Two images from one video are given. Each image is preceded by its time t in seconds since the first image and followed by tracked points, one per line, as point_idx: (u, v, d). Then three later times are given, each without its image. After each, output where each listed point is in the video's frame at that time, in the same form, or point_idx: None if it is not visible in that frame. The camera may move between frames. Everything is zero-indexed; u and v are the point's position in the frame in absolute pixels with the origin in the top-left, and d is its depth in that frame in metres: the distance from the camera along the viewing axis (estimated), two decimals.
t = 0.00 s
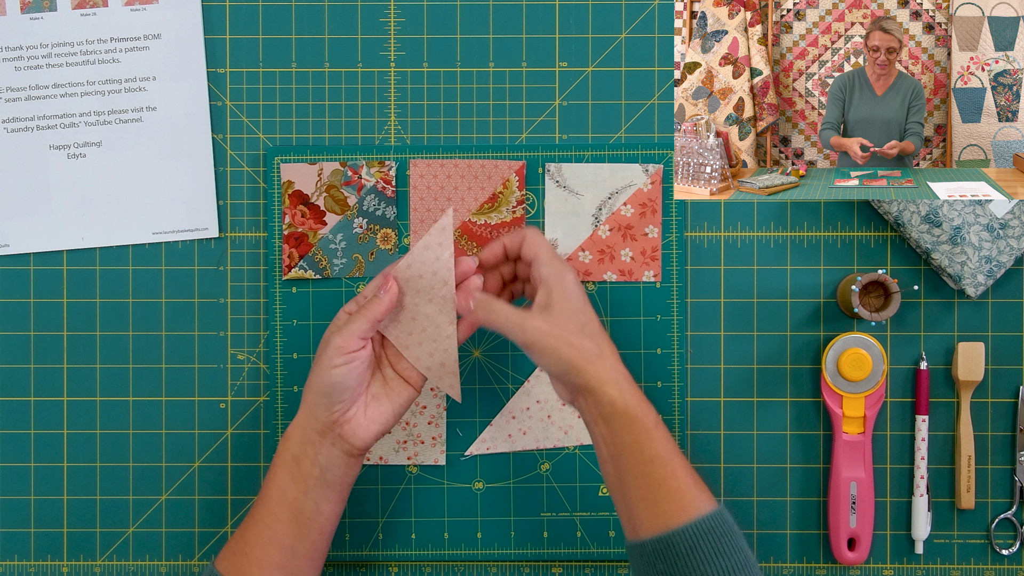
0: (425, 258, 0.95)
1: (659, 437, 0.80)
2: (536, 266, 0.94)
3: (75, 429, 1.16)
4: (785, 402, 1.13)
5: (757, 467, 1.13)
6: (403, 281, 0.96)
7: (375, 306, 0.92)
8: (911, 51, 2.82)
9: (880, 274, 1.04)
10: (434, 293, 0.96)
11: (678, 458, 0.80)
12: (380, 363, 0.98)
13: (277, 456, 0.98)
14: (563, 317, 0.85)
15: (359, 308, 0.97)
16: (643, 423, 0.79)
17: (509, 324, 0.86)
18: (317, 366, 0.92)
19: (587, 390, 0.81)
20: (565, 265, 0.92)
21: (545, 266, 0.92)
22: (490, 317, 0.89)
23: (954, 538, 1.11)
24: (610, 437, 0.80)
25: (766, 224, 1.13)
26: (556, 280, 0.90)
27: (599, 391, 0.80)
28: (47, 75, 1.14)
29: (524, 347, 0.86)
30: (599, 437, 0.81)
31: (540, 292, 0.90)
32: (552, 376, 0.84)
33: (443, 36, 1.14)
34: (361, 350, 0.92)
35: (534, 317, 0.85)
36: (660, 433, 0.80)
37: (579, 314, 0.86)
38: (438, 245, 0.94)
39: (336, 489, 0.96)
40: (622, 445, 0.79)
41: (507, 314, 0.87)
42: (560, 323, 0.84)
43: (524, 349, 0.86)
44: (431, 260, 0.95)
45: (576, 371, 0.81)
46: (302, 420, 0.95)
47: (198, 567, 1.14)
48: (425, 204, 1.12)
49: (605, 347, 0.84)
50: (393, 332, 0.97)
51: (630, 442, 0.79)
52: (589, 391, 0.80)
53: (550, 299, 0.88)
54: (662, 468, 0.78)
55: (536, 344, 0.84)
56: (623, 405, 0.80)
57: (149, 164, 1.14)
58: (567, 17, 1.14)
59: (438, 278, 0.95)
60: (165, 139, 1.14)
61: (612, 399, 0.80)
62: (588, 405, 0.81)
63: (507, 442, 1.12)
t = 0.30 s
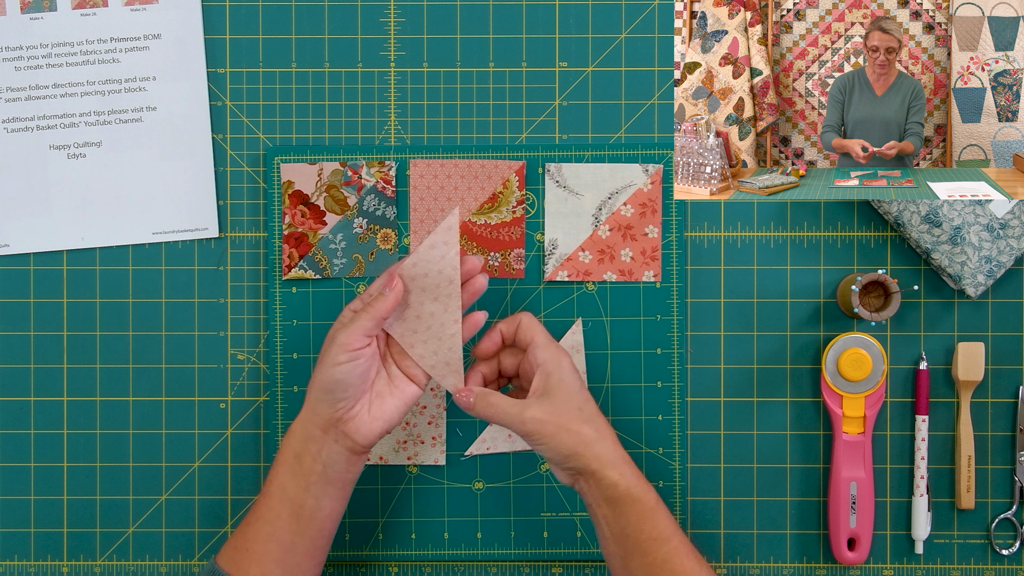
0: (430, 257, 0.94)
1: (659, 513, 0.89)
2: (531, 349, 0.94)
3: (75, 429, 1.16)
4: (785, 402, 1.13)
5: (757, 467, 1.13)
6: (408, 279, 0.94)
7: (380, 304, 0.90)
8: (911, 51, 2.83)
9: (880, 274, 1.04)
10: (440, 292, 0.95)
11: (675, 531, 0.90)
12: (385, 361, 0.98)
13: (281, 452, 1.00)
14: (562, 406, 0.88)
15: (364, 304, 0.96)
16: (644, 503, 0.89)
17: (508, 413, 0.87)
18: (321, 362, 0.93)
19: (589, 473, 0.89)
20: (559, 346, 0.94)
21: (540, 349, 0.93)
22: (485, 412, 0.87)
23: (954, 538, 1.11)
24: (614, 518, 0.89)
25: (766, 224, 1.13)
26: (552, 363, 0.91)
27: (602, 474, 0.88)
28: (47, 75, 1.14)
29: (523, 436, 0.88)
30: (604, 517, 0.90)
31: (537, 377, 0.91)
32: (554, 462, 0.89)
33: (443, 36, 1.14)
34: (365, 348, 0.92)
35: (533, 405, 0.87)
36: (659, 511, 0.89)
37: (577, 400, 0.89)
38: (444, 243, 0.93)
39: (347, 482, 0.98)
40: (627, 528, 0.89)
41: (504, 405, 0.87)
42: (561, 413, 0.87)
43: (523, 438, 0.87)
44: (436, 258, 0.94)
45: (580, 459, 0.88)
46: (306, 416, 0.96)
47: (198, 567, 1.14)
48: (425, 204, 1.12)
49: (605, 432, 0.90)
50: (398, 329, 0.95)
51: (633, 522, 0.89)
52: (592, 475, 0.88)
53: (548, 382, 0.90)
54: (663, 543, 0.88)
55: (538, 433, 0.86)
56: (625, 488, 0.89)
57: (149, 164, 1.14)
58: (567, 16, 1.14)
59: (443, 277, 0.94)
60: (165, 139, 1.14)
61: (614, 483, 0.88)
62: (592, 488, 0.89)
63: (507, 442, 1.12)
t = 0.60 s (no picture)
0: (427, 259, 0.94)
1: (650, 514, 0.88)
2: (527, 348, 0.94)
3: (75, 429, 1.16)
4: (785, 402, 1.13)
5: (757, 467, 1.13)
6: (405, 281, 0.94)
7: (378, 306, 0.90)
8: (911, 51, 2.83)
9: (880, 274, 1.04)
10: (437, 294, 0.95)
11: (667, 531, 0.89)
12: (384, 364, 0.97)
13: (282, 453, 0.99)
14: (554, 405, 0.87)
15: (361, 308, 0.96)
16: (637, 504, 0.88)
17: (501, 412, 0.87)
18: (320, 365, 0.92)
19: (581, 474, 0.88)
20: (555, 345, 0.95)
21: (535, 348, 0.93)
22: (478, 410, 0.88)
23: (954, 538, 1.11)
24: (606, 518, 0.88)
25: (766, 224, 1.13)
26: (546, 363, 0.91)
27: (594, 476, 0.87)
28: (47, 75, 1.14)
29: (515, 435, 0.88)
30: (596, 518, 0.90)
31: (531, 376, 0.91)
32: (546, 462, 0.88)
33: (443, 36, 1.14)
34: (364, 351, 0.92)
35: (525, 405, 0.86)
36: (652, 512, 0.89)
37: (572, 400, 0.88)
38: (441, 245, 0.93)
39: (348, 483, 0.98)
40: (619, 529, 0.88)
41: (496, 402, 0.87)
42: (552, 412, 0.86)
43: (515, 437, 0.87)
44: (432, 260, 0.94)
45: (570, 461, 0.86)
46: (306, 419, 0.96)
47: (198, 567, 1.14)
48: (425, 204, 1.12)
49: (598, 433, 0.88)
50: (396, 331, 0.95)
51: (625, 523, 0.88)
52: (584, 476, 0.87)
53: (541, 382, 0.90)
54: (655, 544, 0.88)
55: (529, 433, 0.86)
56: (616, 490, 0.87)
57: (149, 164, 1.14)
58: (567, 16, 1.14)
59: (440, 278, 0.94)
60: (165, 139, 1.14)
61: (606, 484, 0.87)
62: (583, 488, 0.89)
63: (507, 442, 1.12)
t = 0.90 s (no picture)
0: (421, 259, 0.93)
1: (645, 513, 0.88)
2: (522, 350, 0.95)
3: (75, 429, 1.16)
4: (785, 402, 1.13)
5: (757, 467, 1.13)
6: (399, 282, 0.94)
7: (373, 307, 0.89)
8: (911, 51, 2.83)
9: (880, 274, 1.04)
10: (431, 294, 0.95)
11: (662, 530, 0.89)
12: (377, 364, 0.97)
13: (276, 455, 0.99)
14: (549, 406, 0.87)
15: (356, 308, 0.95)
16: (632, 504, 0.88)
17: (496, 414, 0.87)
18: (315, 367, 0.91)
19: (577, 475, 0.88)
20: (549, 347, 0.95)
21: (529, 350, 0.93)
22: (472, 412, 0.88)
23: (954, 538, 1.11)
24: (602, 518, 0.88)
25: (766, 224, 1.13)
26: (540, 364, 0.91)
27: (589, 477, 0.87)
28: (47, 75, 1.14)
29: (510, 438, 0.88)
30: (592, 519, 0.90)
31: (526, 378, 0.91)
32: (541, 464, 0.88)
33: (443, 36, 1.14)
34: (359, 352, 0.91)
35: (519, 407, 0.86)
36: (648, 512, 0.88)
37: (567, 401, 0.88)
38: (434, 246, 0.93)
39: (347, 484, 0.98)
40: (614, 530, 0.88)
41: (490, 405, 0.87)
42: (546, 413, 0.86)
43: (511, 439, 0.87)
44: (426, 261, 0.93)
45: (566, 462, 0.86)
46: (301, 421, 0.95)
47: (198, 567, 1.14)
48: (425, 204, 1.12)
49: (594, 434, 0.88)
50: (391, 333, 0.95)
51: (621, 524, 0.88)
52: (579, 477, 0.87)
53: (536, 383, 0.90)
54: (651, 544, 0.88)
55: (524, 434, 0.86)
56: (612, 490, 0.87)
57: (149, 164, 1.14)
58: (567, 16, 1.14)
59: (435, 279, 0.94)
60: (165, 139, 1.14)
61: (601, 485, 0.87)
62: (579, 489, 0.89)
63: (507, 442, 1.12)
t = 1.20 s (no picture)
0: (380, 270, 0.88)
1: (673, 526, 0.84)
2: (552, 360, 0.92)
3: (75, 429, 1.16)
4: (785, 402, 1.13)
5: (757, 467, 1.13)
6: (362, 293, 0.89)
7: (335, 323, 0.86)
8: (911, 51, 2.82)
9: (880, 274, 1.04)
10: (393, 305, 0.89)
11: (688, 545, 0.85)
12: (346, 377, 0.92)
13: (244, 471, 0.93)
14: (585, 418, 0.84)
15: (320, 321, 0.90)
16: (660, 517, 0.83)
17: (531, 422, 0.82)
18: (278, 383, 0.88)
19: (606, 485, 0.83)
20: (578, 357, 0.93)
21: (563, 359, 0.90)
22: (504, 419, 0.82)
23: (954, 538, 1.11)
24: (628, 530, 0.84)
25: (766, 224, 1.13)
26: (574, 373, 0.88)
27: (619, 488, 0.83)
28: (47, 75, 1.14)
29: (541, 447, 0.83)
30: (616, 529, 0.85)
31: (558, 388, 0.88)
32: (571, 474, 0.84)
33: (443, 36, 1.14)
34: (323, 367, 0.87)
35: (553, 416, 0.83)
36: (675, 525, 0.84)
37: (600, 412, 0.85)
38: (393, 254, 0.88)
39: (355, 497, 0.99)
40: (639, 542, 0.84)
41: (524, 413, 0.82)
42: (582, 424, 0.84)
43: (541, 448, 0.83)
44: (386, 270, 0.88)
45: (596, 472, 0.82)
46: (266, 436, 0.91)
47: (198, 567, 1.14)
48: (425, 204, 1.12)
49: (625, 445, 0.85)
50: (358, 346, 0.90)
51: (648, 537, 0.83)
52: (608, 488, 0.83)
53: (570, 393, 0.87)
54: (676, 558, 0.83)
55: (557, 444, 0.82)
56: (641, 501, 0.83)
57: (150, 164, 1.14)
58: (567, 17, 1.14)
59: (396, 289, 0.88)
60: (165, 139, 1.14)
61: (630, 497, 0.83)
62: (606, 499, 0.84)
63: (508, 442, 1.12)
